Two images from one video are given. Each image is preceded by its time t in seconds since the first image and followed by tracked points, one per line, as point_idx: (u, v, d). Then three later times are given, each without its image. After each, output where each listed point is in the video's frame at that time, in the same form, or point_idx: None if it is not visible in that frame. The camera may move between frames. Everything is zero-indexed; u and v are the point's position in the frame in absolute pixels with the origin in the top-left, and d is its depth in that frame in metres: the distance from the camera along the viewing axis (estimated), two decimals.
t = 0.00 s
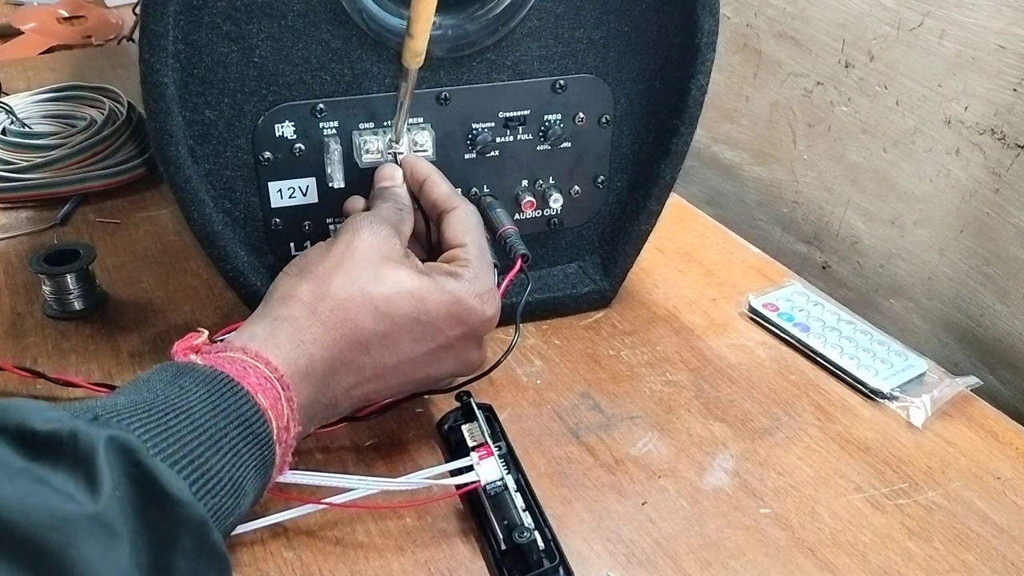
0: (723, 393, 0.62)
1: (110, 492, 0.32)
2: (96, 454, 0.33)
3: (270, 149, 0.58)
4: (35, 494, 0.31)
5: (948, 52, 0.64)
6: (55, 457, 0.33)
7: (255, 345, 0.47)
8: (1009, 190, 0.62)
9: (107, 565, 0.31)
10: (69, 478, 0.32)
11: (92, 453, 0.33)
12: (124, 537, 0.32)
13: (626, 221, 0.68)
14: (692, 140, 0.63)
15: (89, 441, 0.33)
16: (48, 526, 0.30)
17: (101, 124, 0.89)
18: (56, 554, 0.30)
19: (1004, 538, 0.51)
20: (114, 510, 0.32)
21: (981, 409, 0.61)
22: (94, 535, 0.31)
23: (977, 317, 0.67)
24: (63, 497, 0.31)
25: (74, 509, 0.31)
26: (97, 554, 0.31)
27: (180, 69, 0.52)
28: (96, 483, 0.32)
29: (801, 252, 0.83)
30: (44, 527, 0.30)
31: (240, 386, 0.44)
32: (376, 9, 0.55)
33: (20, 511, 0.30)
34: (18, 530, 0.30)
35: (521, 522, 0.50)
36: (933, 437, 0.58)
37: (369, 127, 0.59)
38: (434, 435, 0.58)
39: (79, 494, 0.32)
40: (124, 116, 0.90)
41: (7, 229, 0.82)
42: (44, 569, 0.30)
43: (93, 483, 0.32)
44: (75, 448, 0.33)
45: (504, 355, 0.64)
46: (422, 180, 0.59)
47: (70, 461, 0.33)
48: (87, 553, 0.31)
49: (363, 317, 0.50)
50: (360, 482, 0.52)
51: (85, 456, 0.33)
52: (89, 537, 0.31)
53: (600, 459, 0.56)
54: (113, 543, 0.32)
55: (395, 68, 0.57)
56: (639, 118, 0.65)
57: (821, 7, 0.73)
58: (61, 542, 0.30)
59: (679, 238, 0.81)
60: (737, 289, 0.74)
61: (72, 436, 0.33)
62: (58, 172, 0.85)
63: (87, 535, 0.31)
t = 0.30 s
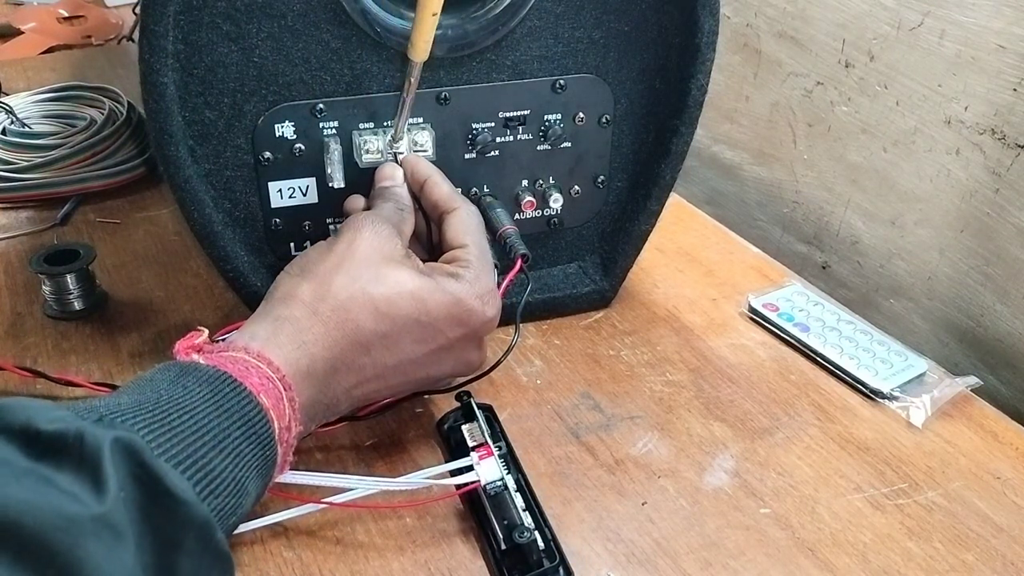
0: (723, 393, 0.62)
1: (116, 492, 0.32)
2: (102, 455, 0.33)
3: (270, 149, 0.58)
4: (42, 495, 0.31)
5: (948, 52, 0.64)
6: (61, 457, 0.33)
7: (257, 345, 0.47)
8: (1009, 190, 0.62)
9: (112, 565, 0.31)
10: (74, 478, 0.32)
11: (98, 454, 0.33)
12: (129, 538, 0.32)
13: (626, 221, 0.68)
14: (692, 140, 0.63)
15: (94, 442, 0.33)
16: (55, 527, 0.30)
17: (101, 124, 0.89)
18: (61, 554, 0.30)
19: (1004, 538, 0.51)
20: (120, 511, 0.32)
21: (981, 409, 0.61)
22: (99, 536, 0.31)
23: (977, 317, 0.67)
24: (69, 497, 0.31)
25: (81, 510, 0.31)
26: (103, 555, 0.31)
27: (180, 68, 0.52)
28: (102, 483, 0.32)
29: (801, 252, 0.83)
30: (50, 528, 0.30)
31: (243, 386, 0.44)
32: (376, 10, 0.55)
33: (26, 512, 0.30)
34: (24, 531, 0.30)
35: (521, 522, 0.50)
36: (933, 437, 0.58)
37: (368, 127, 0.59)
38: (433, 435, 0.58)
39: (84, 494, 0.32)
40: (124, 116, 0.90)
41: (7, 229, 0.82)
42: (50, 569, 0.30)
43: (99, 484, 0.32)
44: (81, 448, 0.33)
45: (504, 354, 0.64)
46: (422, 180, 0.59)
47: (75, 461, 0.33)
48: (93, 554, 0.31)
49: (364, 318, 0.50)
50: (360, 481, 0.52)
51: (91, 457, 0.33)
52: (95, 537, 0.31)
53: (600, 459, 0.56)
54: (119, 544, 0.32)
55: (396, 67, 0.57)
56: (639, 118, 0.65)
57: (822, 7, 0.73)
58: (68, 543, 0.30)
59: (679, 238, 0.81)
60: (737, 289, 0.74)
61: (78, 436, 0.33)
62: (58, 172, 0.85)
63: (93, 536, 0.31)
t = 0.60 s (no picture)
0: (723, 393, 0.62)
1: (113, 492, 0.32)
2: (99, 454, 0.33)
3: (270, 149, 0.58)
4: (39, 494, 0.31)
5: (948, 52, 0.64)
6: (58, 456, 0.33)
7: (256, 345, 0.47)
8: (1009, 190, 0.62)
9: (109, 565, 0.31)
10: (72, 478, 0.32)
11: (95, 454, 0.33)
12: (126, 538, 0.32)
13: (626, 221, 0.68)
14: (692, 140, 0.63)
15: (91, 441, 0.33)
16: (52, 526, 0.30)
17: (101, 124, 0.89)
18: (58, 553, 0.30)
19: (1004, 538, 0.51)
20: (117, 511, 0.32)
21: (981, 409, 0.61)
22: (96, 536, 0.31)
23: (977, 317, 0.67)
24: (66, 497, 0.31)
25: (78, 510, 0.31)
26: (100, 555, 0.31)
27: (180, 69, 0.52)
28: (99, 483, 0.32)
29: (801, 252, 0.83)
30: (47, 528, 0.30)
31: (240, 386, 0.44)
32: (376, 10, 0.55)
33: (24, 511, 0.30)
34: (22, 530, 0.30)
35: (521, 522, 0.50)
36: (933, 437, 0.58)
37: (368, 127, 0.59)
38: (433, 435, 0.58)
39: (81, 494, 0.32)
40: (124, 116, 0.90)
41: (7, 229, 0.82)
42: (48, 569, 0.30)
43: (95, 484, 0.32)
44: (78, 448, 0.33)
45: (504, 355, 0.64)
46: (422, 180, 0.59)
47: (72, 460, 0.33)
48: (90, 554, 0.31)
49: (363, 318, 0.50)
50: (360, 481, 0.52)
51: (88, 456, 0.33)
52: (91, 538, 0.31)
53: (600, 459, 0.56)
54: (115, 544, 0.32)
55: (396, 68, 0.57)
56: (639, 118, 0.65)
57: (822, 7, 0.73)
58: (65, 542, 0.30)
59: (679, 238, 0.81)
60: (737, 289, 0.73)
61: (75, 436, 0.33)
62: (58, 172, 0.85)
63: (90, 536, 0.31)
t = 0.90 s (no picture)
0: (723, 393, 0.62)
1: (111, 492, 0.32)
2: (97, 454, 0.33)
3: (269, 149, 0.58)
4: (38, 494, 0.31)
5: (948, 52, 0.64)
6: (56, 456, 0.33)
7: (255, 344, 0.47)
8: (1009, 190, 0.62)
9: (107, 564, 0.31)
10: (70, 477, 0.32)
11: (93, 453, 0.33)
12: (124, 537, 0.32)
13: (626, 221, 0.68)
14: (692, 140, 0.63)
15: (89, 441, 0.33)
16: (50, 526, 0.30)
17: (101, 124, 0.88)
18: (55, 553, 0.30)
19: (1004, 538, 0.51)
20: (116, 510, 0.32)
21: (981, 409, 0.61)
22: (94, 535, 0.31)
23: (977, 316, 0.67)
24: (64, 497, 0.31)
25: (75, 510, 0.31)
26: (99, 555, 0.31)
27: (180, 68, 0.52)
28: (96, 483, 0.32)
29: (801, 252, 0.83)
30: (44, 527, 0.30)
31: (239, 386, 0.44)
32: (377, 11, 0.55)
33: (21, 511, 0.30)
34: (19, 530, 0.30)
35: (521, 522, 0.50)
36: (933, 437, 0.58)
37: (368, 127, 0.59)
38: (433, 435, 0.58)
39: (79, 493, 0.32)
40: (124, 116, 0.90)
41: (7, 229, 0.82)
42: (46, 569, 0.30)
43: (93, 484, 0.32)
44: (75, 447, 0.33)
45: (504, 354, 0.64)
46: (422, 180, 0.59)
47: (70, 460, 0.33)
48: (89, 554, 0.31)
49: (362, 317, 0.50)
50: (360, 481, 0.52)
51: (86, 456, 0.33)
52: (89, 537, 0.31)
53: (600, 459, 0.56)
54: (113, 543, 0.32)
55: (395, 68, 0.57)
56: (639, 118, 0.65)
57: (822, 7, 0.73)
58: (63, 542, 0.30)
59: (679, 238, 0.81)
60: (737, 289, 0.73)
61: (73, 435, 0.33)
62: (58, 172, 0.85)
63: (87, 535, 0.31)
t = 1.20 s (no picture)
0: (723, 393, 0.62)
1: (115, 486, 0.32)
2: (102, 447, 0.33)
3: (270, 149, 0.58)
4: (43, 488, 0.31)
5: (948, 52, 0.64)
6: (61, 450, 0.33)
7: (256, 341, 0.47)
8: (1010, 190, 0.62)
9: (113, 558, 0.31)
10: (75, 471, 0.32)
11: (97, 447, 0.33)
12: (130, 531, 0.32)
13: (626, 220, 0.68)
14: (693, 140, 0.63)
15: (94, 434, 0.33)
16: (56, 520, 0.30)
17: (101, 124, 0.88)
18: (61, 547, 0.30)
19: (1004, 538, 0.51)
20: (121, 504, 0.32)
21: (981, 410, 0.61)
22: (99, 529, 0.31)
23: (977, 316, 0.67)
24: (69, 491, 0.31)
25: (80, 503, 0.31)
26: (104, 549, 0.31)
27: (180, 68, 0.52)
28: (101, 476, 0.32)
29: (801, 252, 0.83)
30: (50, 521, 0.30)
31: (242, 382, 0.44)
32: (376, 8, 0.55)
33: (27, 505, 0.30)
34: (24, 524, 0.30)
35: (521, 522, 0.50)
36: (933, 437, 0.58)
37: (368, 127, 0.59)
38: (433, 435, 0.58)
39: (84, 487, 0.32)
40: (124, 116, 0.90)
41: (7, 229, 0.82)
42: (51, 564, 0.30)
43: (98, 477, 0.32)
44: (80, 441, 0.33)
45: (505, 354, 0.64)
46: (423, 178, 0.59)
47: (74, 454, 0.33)
48: (94, 547, 0.31)
49: (364, 314, 0.50)
50: (361, 481, 0.52)
51: (91, 449, 0.33)
52: (94, 530, 0.31)
53: (600, 459, 0.56)
54: (119, 537, 0.32)
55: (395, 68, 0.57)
56: (639, 118, 0.65)
57: (822, 7, 0.73)
58: (68, 536, 0.30)
59: (679, 238, 0.81)
60: (737, 289, 0.73)
61: (78, 429, 0.33)
62: (57, 172, 0.85)
63: (93, 529, 0.31)
